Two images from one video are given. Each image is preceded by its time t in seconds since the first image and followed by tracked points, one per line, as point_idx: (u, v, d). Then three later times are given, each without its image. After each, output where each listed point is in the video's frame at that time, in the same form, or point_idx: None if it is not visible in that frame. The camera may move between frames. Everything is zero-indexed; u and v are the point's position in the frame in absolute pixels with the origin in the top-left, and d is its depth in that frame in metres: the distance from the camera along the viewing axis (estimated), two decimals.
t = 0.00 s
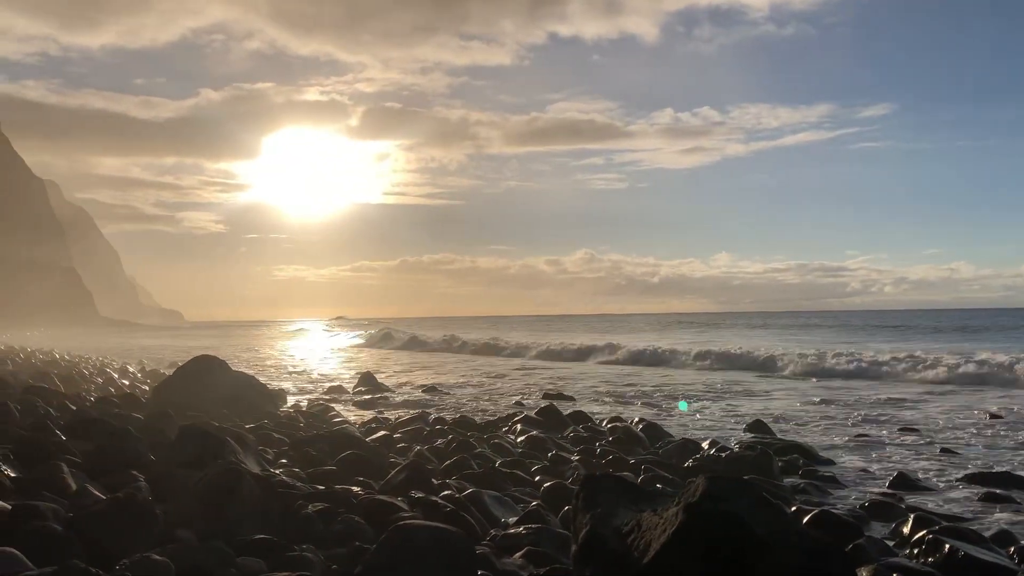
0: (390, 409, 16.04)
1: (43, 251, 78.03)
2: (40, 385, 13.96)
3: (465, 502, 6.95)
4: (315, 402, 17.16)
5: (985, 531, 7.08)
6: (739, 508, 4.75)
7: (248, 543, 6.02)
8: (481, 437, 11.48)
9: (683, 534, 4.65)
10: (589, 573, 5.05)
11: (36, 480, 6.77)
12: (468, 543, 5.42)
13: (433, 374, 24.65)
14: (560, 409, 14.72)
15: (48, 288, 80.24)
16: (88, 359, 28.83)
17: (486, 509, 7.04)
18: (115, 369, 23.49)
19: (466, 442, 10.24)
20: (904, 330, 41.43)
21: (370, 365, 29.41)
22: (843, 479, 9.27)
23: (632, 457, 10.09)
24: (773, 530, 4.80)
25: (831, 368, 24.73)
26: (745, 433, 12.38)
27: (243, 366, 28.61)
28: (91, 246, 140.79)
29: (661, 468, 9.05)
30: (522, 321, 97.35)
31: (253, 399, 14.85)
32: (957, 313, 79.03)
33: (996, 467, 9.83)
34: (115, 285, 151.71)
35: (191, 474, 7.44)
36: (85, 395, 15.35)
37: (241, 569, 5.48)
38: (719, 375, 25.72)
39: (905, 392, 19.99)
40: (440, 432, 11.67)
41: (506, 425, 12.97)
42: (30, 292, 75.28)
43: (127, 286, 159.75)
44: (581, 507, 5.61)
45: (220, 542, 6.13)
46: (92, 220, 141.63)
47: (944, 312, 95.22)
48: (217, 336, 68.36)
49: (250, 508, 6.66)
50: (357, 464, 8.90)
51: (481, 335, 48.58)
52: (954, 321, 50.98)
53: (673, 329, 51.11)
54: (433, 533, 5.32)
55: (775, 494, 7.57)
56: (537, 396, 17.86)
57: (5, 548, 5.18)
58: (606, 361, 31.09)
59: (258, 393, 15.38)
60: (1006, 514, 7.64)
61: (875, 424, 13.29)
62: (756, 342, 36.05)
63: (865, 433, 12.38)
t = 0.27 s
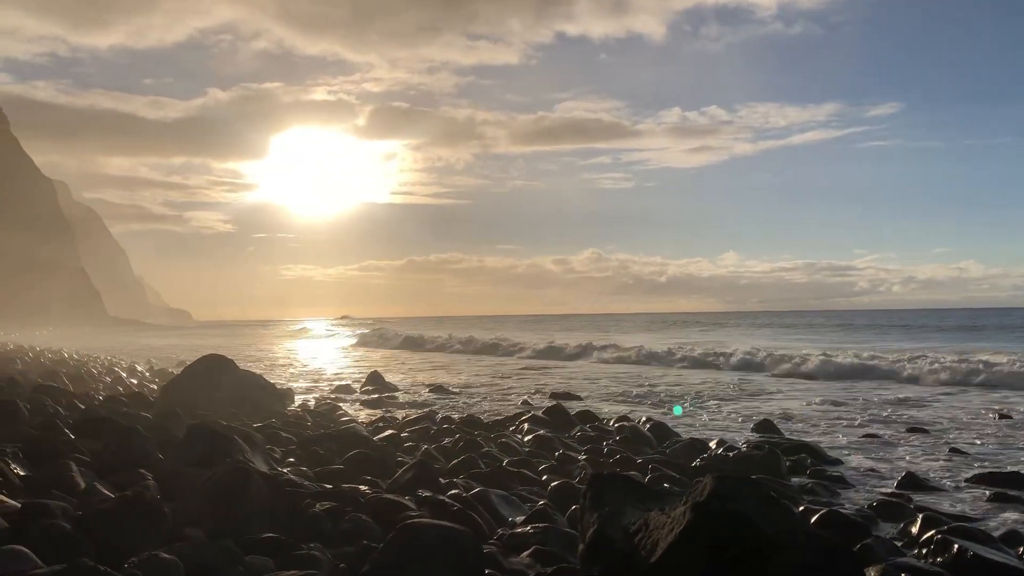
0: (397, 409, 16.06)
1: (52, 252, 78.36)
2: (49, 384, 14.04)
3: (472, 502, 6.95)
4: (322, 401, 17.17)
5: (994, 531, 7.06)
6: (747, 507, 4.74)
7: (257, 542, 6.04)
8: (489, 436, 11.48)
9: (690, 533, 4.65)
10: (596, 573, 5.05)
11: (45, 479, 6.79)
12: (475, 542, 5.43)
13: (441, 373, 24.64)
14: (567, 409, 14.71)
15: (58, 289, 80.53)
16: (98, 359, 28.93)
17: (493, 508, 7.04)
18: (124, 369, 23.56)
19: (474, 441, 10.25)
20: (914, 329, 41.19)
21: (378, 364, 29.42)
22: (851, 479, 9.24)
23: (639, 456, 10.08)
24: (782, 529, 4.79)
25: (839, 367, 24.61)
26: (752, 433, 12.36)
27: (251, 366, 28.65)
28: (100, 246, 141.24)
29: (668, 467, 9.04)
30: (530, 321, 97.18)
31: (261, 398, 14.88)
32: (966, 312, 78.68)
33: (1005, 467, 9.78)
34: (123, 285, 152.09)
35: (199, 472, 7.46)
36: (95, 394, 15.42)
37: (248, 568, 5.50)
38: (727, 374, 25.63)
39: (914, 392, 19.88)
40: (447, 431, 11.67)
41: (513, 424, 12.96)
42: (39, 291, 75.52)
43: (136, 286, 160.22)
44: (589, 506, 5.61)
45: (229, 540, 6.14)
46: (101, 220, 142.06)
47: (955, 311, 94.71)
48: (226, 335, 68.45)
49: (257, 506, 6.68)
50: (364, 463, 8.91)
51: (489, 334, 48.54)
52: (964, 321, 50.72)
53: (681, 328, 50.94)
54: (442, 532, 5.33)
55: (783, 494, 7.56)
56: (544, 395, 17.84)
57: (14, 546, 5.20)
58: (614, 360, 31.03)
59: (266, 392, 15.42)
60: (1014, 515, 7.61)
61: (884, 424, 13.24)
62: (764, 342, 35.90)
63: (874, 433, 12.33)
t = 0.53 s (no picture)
0: (401, 407, 16.08)
1: (59, 250, 78.60)
2: (55, 383, 14.07)
3: (477, 500, 6.95)
4: (327, 399, 17.18)
5: (999, 530, 7.04)
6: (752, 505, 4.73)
7: (262, 540, 6.05)
8: (493, 434, 11.48)
9: (695, 531, 4.65)
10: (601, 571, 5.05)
11: (52, 476, 6.81)
12: (480, 541, 5.43)
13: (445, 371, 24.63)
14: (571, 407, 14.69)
15: (64, 288, 80.77)
16: (104, 357, 29.02)
17: (497, 506, 7.04)
18: (129, 367, 23.59)
19: (478, 440, 10.25)
20: (920, 328, 41.02)
21: (382, 363, 29.42)
22: (856, 478, 9.22)
23: (644, 455, 10.07)
24: (787, 528, 4.77)
25: (845, 366, 24.51)
26: (757, 432, 12.33)
27: (256, 364, 28.70)
28: (105, 244, 141.49)
29: (673, 466, 9.03)
30: (536, 320, 96.93)
31: (265, 397, 14.90)
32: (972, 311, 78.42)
33: (1011, 467, 9.75)
34: (129, 283, 152.41)
35: (204, 470, 7.48)
36: (101, 392, 15.47)
37: (254, 565, 5.51)
38: (731, 373, 25.56)
39: (920, 391, 19.80)
40: (451, 429, 11.67)
41: (518, 423, 12.95)
42: (45, 289, 75.65)
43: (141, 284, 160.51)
44: (593, 505, 5.61)
45: (235, 538, 6.16)
46: (107, 218, 142.29)
47: (961, 310, 94.43)
48: (231, 333, 68.50)
49: (262, 504, 6.69)
50: (369, 461, 8.93)
51: (494, 333, 48.52)
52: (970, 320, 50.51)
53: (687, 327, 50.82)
54: (447, 529, 5.33)
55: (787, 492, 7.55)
56: (548, 394, 17.82)
57: (20, 543, 5.21)
58: (618, 359, 30.99)
59: (270, 391, 15.43)
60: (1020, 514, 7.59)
61: (889, 423, 13.21)
62: (769, 341, 35.80)
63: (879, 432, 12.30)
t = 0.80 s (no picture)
0: (404, 405, 16.11)
1: (62, 248, 78.78)
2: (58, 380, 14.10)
3: (479, 497, 6.96)
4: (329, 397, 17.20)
5: (1001, 529, 7.05)
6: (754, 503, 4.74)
7: (264, 537, 6.05)
8: (495, 432, 11.51)
9: (698, 529, 4.66)
10: (603, 569, 5.06)
11: (55, 473, 6.83)
12: (482, 538, 5.44)
13: (447, 369, 24.64)
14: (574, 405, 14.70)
15: (68, 285, 80.96)
16: (108, 354, 29.09)
17: (499, 504, 7.05)
18: (131, 364, 23.63)
19: (480, 437, 10.27)
20: (925, 327, 40.92)
21: (385, 361, 29.40)
22: (858, 476, 9.24)
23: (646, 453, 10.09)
24: (790, 525, 4.78)
25: (847, 364, 24.47)
26: (759, 429, 12.34)
27: (260, 361, 28.77)
28: (108, 242, 141.62)
29: (675, 464, 9.05)
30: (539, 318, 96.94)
31: (268, 394, 14.92)
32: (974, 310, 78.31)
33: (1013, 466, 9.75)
34: (132, 281, 152.62)
35: (207, 467, 7.49)
36: (105, 389, 15.52)
37: (256, 562, 5.52)
38: (733, 372, 25.55)
39: (922, 390, 19.78)
40: (454, 427, 11.70)
41: (520, 421, 12.97)
42: (48, 286, 75.77)
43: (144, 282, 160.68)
44: (594, 502, 5.63)
45: (237, 534, 6.17)
46: (109, 217, 142.40)
47: (963, 310, 94.33)
48: (233, 331, 68.54)
49: (265, 502, 6.70)
50: (371, 458, 8.95)
51: (496, 331, 48.53)
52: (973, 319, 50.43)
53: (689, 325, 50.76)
54: (450, 528, 5.34)
55: (790, 491, 7.57)
56: (551, 392, 17.82)
57: (23, 540, 5.22)
58: (621, 357, 30.97)
59: (273, 388, 15.46)
60: (1021, 513, 7.60)
61: (891, 421, 13.21)
62: (771, 339, 35.81)
63: (881, 430, 12.31)
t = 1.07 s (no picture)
0: (403, 404, 16.11)
1: (63, 247, 78.89)
2: (57, 379, 14.09)
3: (478, 497, 6.96)
4: (328, 395, 17.18)
5: (1001, 528, 7.05)
6: (754, 502, 4.74)
7: (263, 536, 6.05)
8: (495, 431, 11.50)
9: (697, 528, 4.66)
10: (602, 568, 5.06)
11: (54, 471, 6.83)
12: (482, 537, 5.44)
13: (447, 368, 24.61)
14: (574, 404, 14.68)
15: (69, 284, 81.09)
16: (108, 353, 29.11)
17: (499, 503, 7.05)
18: (131, 362, 23.62)
19: (480, 436, 10.26)
20: (925, 326, 40.90)
21: (384, 359, 29.36)
22: (857, 476, 9.23)
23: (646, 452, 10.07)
24: (790, 524, 4.78)
25: (848, 363, 24.39)
26: (759, 428, 12.32)
27: (260, 360, 28.80)
28: (108, 241, 141.57)
29: (674, 463, 9.04)
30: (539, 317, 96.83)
31: (267, 393, 14.91)
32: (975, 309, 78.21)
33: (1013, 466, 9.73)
34: (133, 279, 152.67)
35: (206, 466, 7.49)
36: (104, 388, 15.52)
37: (256, 561, 5.52)
38: (733, 371, 25.50)
39: (923, 390, 19.71)
40: (453, 426, 11.69)
41: (520, 420, 12.95)
42: (48, 285, 75.73)
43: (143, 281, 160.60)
44: (594, 501, 5.63)
45: (236, 533, 6.17)
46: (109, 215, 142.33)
47: (963, 309, 94.24)
48: (233, 330, 68.46)
49: (264, 501, 6.69)
50: (370, 457, 8.94)
51: (496, 330, 48.47)
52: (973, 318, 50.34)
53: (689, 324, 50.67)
54: (450, 526, 5.34)
55: (790, 490, 7.56)
56: (550, 391, 17.78)
57: (23, 539, 5.23)
58: (621, 356, 30.91)
59: (272, 387, 15.44)
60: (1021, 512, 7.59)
61: (892, 421, 13.19)
62: (772, 338, 35.70)
63: (881, 429, 12.29)
